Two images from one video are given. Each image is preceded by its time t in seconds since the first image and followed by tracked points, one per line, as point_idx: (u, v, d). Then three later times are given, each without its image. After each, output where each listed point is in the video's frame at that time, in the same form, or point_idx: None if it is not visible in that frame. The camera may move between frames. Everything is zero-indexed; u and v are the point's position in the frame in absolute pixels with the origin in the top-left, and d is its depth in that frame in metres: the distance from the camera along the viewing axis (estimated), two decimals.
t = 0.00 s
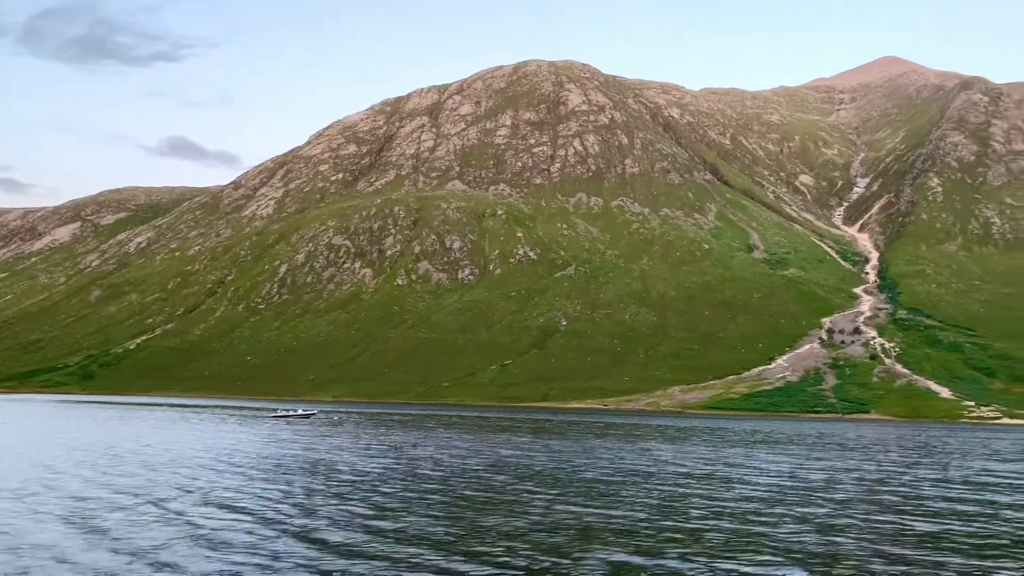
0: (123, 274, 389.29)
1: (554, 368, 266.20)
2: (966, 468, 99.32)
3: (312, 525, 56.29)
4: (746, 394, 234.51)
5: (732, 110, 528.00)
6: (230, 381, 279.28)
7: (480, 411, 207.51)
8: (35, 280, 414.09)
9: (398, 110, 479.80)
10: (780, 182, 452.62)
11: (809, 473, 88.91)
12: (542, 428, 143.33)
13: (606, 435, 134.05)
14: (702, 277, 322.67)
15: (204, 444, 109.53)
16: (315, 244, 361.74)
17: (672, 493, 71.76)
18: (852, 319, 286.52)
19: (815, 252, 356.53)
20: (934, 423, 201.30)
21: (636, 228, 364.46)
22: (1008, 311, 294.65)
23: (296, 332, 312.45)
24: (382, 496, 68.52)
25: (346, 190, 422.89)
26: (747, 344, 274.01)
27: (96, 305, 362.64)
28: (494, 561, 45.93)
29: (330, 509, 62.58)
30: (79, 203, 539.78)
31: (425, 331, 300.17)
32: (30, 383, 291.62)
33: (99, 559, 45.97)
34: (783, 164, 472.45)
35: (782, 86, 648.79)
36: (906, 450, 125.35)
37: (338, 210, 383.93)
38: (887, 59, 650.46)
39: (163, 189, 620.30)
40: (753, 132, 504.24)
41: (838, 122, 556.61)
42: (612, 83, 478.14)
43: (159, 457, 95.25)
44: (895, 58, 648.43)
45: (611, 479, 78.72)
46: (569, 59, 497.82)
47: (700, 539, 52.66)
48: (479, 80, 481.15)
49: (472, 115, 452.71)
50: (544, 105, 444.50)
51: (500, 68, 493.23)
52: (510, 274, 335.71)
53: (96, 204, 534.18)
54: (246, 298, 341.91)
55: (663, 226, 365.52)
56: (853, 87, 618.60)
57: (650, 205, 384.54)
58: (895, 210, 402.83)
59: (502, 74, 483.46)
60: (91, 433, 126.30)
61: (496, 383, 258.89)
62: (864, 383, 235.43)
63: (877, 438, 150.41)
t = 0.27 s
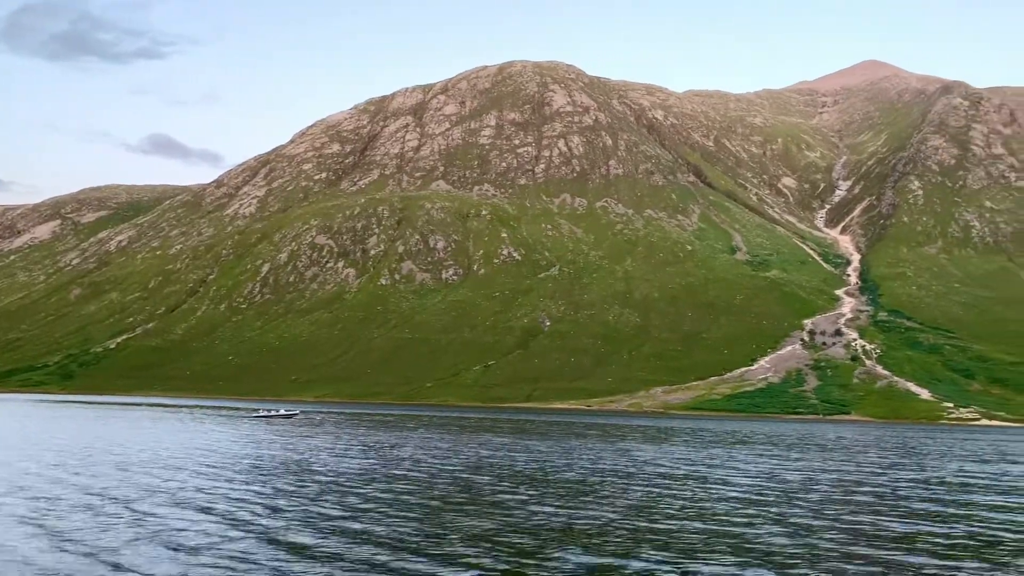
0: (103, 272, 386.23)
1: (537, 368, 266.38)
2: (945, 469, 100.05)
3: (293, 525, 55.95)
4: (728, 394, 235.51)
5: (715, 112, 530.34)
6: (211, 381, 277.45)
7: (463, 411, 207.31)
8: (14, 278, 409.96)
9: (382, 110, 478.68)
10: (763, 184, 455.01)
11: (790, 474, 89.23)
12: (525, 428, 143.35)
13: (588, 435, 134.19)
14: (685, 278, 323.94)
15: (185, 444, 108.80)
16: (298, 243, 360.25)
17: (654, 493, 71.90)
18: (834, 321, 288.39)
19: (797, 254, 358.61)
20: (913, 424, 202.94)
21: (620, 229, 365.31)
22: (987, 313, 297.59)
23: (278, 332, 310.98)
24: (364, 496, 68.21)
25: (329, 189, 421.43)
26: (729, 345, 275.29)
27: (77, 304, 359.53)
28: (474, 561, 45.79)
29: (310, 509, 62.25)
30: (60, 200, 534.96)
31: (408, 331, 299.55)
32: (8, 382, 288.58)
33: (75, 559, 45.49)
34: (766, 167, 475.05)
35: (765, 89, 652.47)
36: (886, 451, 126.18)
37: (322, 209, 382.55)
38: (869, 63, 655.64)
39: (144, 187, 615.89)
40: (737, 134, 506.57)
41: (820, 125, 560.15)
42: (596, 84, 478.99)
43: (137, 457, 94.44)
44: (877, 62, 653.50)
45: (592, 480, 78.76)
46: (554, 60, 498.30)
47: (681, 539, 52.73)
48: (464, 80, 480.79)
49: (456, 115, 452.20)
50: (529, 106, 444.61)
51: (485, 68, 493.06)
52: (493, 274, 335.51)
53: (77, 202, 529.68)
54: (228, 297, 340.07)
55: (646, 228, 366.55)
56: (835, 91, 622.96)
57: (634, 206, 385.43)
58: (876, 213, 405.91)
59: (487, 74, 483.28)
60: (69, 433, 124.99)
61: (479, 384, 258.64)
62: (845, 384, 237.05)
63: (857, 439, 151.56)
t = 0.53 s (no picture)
0: (83, 270, 383.01)
1: (520, 368, 266.65)
2: (922, 469, 101.01)
3: (275, 525, 55.57)
4: (709, 394, 236.65)
5: (698, 114, 532.71)
6: (192, 380, 275.63)
7: (445, 411, 207.19)
8: None
9: (366, 108, 477.43)
10: (745, 186, 457.51)
11: (770, 473, 89.73)
12: (507, 427, 143.38)
13: (569, 434, 134.33)
14: (667, 279, 325.20)
15: (163, 443, 107.87)
16: (280, 241, 358.77)
17: (636, 493, 72.08)
18: (814, 321, 290.40)
19: (779, 255, 360.79)
20: (892, 424, 204.87)
21: (603, 229, 366.12)
22: (965, 315, 300.73)
23: (260, 331, 309.42)
24: (347, 496, 67.92)
25: (312, 188, 419.89)
26: (711, 345, 276.57)
27: (56, 302, 356.22)
28: (459, 560, 45.63)
29: (293, 509, 61.85)
30: (38, 197, 529.59)
31: (391, 331, 298.75)
32: None
33: (48, 559, 45.08)
34: (748, 168, 477.70)
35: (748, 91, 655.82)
36: (864, 450, 127.07)
37: (304, 207, 381.05)
38: (851, 65, 660.78)
39: (125, 185, 611.08)
40: (719, 136, 508.92)
41: (802, 127, 563.83)
42: (580, 84, 479.77)
43: (116, 456, 93.61)
44: (859, 65, 658.38)
45: (572, 479, 78.88)
46: (538, 60, 498.59)
47: (665, 539, 52.81)
48: (448, 79, 480.15)
49: (440, 114, 451.63)
50: (513, 105, 444.63)
51: (469, 68, 492.72)
52: (477, 273, 335.32)
53: (56, 199, 524.58)
54: (209, 295, 338.17)
55: (630, 228, 367.72)
56: (817, 93, 627.32)
57: (617, 206, 386.42)
58: (857, 215, 409.13)
59: (471, 73, 483.01)
60: (45, 431, 123.55)
61: (462, 383, 258.43)
62: (825, 384, 238.80)
63: (836, 439, 152.73)
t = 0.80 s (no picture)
0: (61, 266, 379.19)
1: (503, 367, 266.62)
2: (899, 467, 101.87)
3: (258, 525, 54.96)
4: (690, 393, 237.63)
5: (681, 113, 534.69)
6: (172, 378, 273.51)
7: (427, 409, 206.96)
8: None
9: (348, 105, 475.74)
10: (727, 185, 459.67)
11: (748, 472, 90.11)
12: (488, 426, 143.32)
13: (548, 433, 134.39)
14: (649, 278, 326.23)
15: (140, 441, 106.98)
16: (261, 238, 356.92)
17: (620, 492, 72.07)
18: (795, 321, 292.38)
19: (760, 255, 362.77)
20: (871, 423, 206.55)
21: (586, 228, 366.73)
22: (943, 315, 303.81)
23: (241, 328, 307.52)
24: (329, 495, 67.41)
25: (293, 185, 417.82)
26: (693, 344, 277.64)
27: (33, 299, 352.52)
28: (445, 561, 45.24)
29: (276, 508, 61.27)
30: (16, 193, 523.96)
31: (373, 330, 297.76)
32: None
33: (19, 559, 44.54)
34: (730, 168, 480.03)
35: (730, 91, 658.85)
36: (842, 449, 128.01)
37: (286, 205, 379.14)
38: (832, 66, 665.24)
39: (104, 181, 605.66)
40: (702, 136, 510.94)
41: (784, 128, 567.18)
42: (564, 83, 480.16)
43: (94, 455, 92.48)
44: (839, 66, 662.90)
45: (552, 478, 78.89)
46: (522, 59, 498.42)
47: (650, 538, 52.74)
48: (431, 77, 479.18)
49: (423, 112, 450.56)
50: (496, 104, 444.32)
51: (452, 66, 491.91)
52: (459, 272, 334.88)
53: (34, 195, 519.23)
54: (190, 293, 335.91)
55: (612, 227, 368.50)
56: (798, 94, 631.32)
57: (600, 205, 387.09)
58: (837, 215, 412.21)
59: (454, 71, 482.23)
60: (20, 429, 122.22)
61: (444, 382, 258.05)
62: (805, 383, 240.36)
63: (816, 437, 153.83)
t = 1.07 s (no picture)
0: (39, 264, 375.24)
1: (486, 365, 266.41)
2: (876, 466, 102.51)
3: (234, 525, 54.49)
4: (672, 392, 238.40)
5: (663, 113, 536.30)
6: (152, 377, 271.26)
7: (409, 408, 206.50)
8: None
9: (331, 103, 473.74)
10: (709, 185, 461.62)
11: (727, 470, 90.36)
12: (470, 425, 143.14)
13: (529, 431, 134.40)
14: (632, 277, 327.00)
15: (117, 441, 106.06)
16: (242, 236, 354.84)
17: (602, 491, 72.05)
18: (775, 320, 294.20)
19: (741, 254, 364.58)
20: (850, 422, 208.09)
21: (569, 227, 367.00)
22: (922, 315, 306.65)
23: (222, 327, 305.62)
24: (308, 495, 67.03)
25: (275, 183, 415.52)
26: (674, 343, 278.58)
27: (10, 297, 348.63)
28: (424, 561, 44.82)
29: (254, 508, 60.82)
30: None
31: (355, 329, 296.61)
32: None
33: None
34: (712, 168, 482.13)
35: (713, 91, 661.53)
36: (821, 447, 128.78)
37: (268, 202, 377.00)
38: (814, 67, 669.37)
39: (83, 177, 600.06)
40: (684, 135, 512.71)
41: (766, 128, 570.23)
42: (547, 82, 480.18)
43: (72, 455, 91.62)
44: (821, 67, 667.22)
45: (530, 477, 78.76)
46: (505, 57, 497.86)
47: (630, 538, 52.65)
48: (414, 75, 477.87)
49: (406, 109, 449.15)
50: (480, 102, 443.61)
51: (435, 63, 490.75)
52: (442, 271, 334.43)
53: (11, 192, 513.52)
54: (170, 291, 333.36)
55: (595, 226, 369.03)
56: (780, 94, 634.94)
57: (583, 204, 387.56)
58: (818, 215, 415.12)
59: (437, 69, 481.10)
60: None
61: (427, 381, 257.58)
62: (786, 382, 241.77)
63: (796, 436, 154.82)
